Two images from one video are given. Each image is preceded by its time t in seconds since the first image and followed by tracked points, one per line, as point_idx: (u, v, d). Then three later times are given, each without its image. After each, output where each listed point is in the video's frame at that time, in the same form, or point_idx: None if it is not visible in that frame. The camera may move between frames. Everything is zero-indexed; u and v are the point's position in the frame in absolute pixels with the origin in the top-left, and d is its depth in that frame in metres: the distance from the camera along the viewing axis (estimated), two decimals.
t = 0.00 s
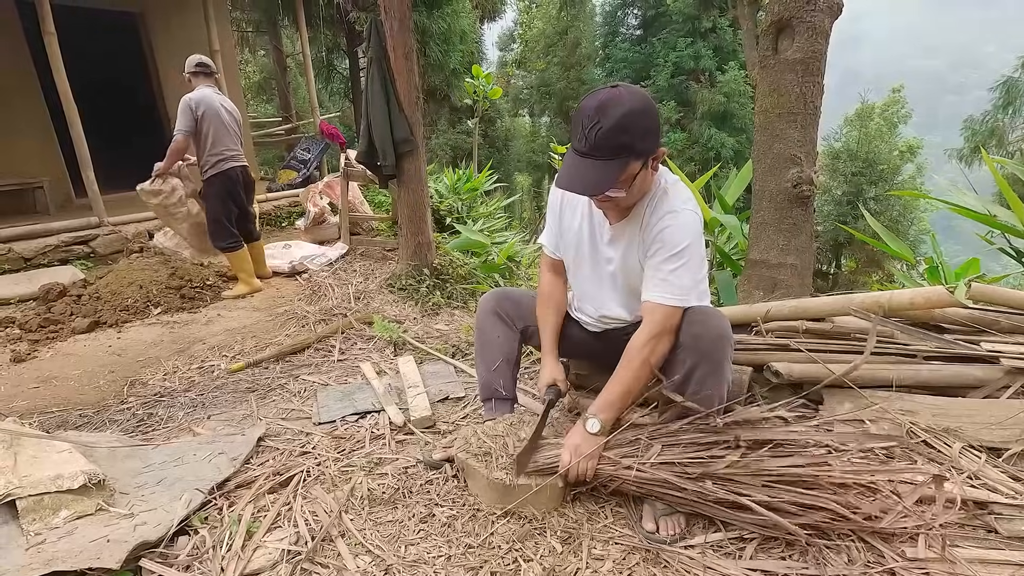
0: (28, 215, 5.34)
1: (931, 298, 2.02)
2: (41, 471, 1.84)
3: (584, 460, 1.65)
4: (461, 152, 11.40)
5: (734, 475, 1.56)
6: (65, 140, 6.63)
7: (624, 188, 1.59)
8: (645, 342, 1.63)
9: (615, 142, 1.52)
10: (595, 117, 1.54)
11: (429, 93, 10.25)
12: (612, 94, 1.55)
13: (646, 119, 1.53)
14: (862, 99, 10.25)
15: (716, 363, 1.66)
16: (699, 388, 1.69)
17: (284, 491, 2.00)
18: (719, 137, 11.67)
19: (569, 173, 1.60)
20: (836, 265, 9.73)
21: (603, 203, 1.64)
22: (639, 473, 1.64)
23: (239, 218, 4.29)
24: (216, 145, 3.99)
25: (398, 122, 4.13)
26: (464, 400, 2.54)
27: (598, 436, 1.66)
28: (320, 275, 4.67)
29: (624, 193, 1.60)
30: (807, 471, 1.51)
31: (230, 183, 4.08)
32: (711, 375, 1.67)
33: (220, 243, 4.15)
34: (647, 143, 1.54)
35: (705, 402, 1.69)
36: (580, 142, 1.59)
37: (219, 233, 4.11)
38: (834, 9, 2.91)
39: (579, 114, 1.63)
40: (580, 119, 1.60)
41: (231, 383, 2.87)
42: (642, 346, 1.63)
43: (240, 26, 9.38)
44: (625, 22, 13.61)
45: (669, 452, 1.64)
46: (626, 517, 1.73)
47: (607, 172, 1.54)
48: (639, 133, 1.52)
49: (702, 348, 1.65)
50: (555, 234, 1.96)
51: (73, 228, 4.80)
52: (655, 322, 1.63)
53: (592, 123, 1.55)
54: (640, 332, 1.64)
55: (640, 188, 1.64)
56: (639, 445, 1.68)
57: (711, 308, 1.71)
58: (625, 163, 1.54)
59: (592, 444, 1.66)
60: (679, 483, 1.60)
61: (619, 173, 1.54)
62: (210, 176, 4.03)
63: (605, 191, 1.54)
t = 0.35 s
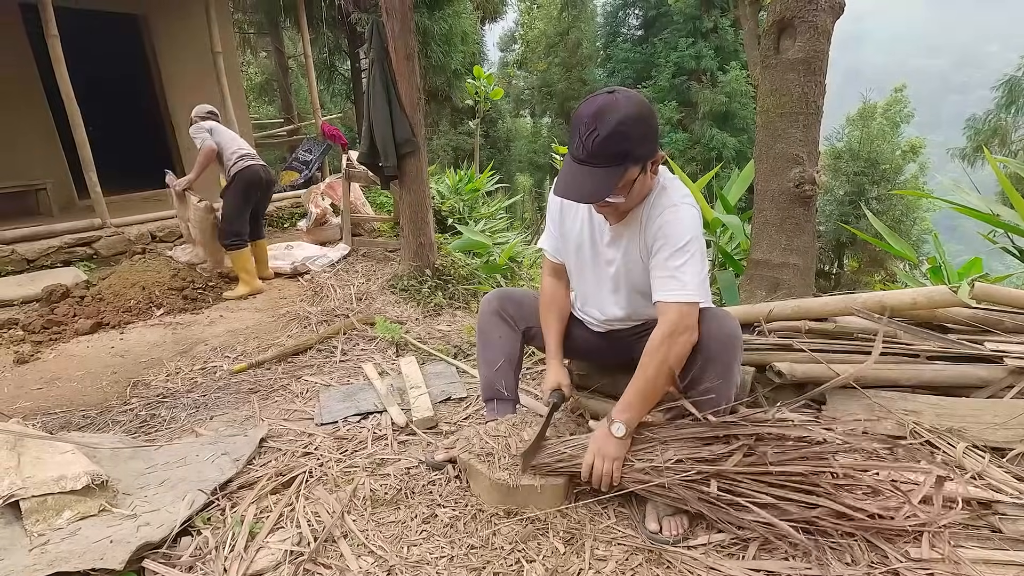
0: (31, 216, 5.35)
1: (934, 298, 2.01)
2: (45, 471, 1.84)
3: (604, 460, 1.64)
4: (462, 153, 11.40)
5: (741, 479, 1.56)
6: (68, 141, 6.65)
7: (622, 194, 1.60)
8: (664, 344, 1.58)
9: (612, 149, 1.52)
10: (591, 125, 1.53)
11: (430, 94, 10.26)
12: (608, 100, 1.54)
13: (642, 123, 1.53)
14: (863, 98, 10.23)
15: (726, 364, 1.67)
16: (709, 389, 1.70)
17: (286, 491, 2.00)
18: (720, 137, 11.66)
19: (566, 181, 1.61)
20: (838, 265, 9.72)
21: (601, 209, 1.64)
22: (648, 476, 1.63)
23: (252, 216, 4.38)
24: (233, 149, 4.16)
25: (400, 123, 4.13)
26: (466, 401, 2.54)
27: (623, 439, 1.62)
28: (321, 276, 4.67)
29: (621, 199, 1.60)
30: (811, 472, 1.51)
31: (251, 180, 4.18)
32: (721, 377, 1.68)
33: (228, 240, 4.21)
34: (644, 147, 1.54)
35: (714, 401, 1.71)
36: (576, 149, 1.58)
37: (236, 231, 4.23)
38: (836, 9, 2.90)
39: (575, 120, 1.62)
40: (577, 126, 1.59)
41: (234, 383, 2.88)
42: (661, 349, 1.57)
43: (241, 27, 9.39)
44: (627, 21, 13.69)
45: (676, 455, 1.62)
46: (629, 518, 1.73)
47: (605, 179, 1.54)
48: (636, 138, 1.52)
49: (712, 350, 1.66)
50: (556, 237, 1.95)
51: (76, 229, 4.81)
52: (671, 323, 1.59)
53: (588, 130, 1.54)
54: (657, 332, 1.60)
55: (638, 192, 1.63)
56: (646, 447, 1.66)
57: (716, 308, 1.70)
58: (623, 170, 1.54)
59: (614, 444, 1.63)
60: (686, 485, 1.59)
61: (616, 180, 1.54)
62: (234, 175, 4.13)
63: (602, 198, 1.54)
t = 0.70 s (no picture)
0: (32, 216, 5.37)
1: (933, 297, 2.02)
2: (47, 470, 1.85)
3: (603, 460, 1.65)
4: (462, 153, 11.40)
5: (739, 469, 1.56)
6: (68, 140, 6.66)
7: (637, 180, 1.58)
8: (648, 339, 1.63)
9: (632, 131, 1.52)
10: (613, 107, 1.54)
11: (430, 93, 10.27)
12: (631, 86, 1.56)
13: (663, 113, 1.54)
14: (863, 97, 10.23)
15: (722, 363, 1.68)
16: (706, 388, 1.70)
17: (287, 490, 2.00)
18: (720, 136, 11.66)
19: (583, 162, 1.60)
20: (837, 264, 9.73)
21: (613, 195, 1.63)
22: (648, 468, 1.63)
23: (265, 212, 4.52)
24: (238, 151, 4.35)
25: (400, 122, 4.14)
26: (466, 400, 2.55)
27: (619, 436, 1.66)
28: (322, 275, 4.68)
29: (636, 185, 1.59)
30: (807, 461, 1.52)
31: (266, 174, 4.35)
32: (718, 376, 1.69)
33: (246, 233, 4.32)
34: (662, 135, 1.55)
35: (713, 401, 1.72)
36: (596, 130, 1.59)
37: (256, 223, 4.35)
38: (835, 8, 2.91)
39: (595, 104, 1.62)
40: (597, 109, 1.60)
41: (235, 383, 2.88)
42: (641, 345, 1.62)
43: (241, 27, 9.40)
44: (627, 20, 13.68)
45: (672, 449, 1.64)
46: (628, 517, 1.73)
47: (623, 162, 1.54)
48: (656, 124, 1.53)
49: (706, 348, 1.67)
50: (563, 231, 1.96)
51: (77, 229, 4.81)
52: (655, 317, 1.64)
53: (610, 113, 1.55)
54: (641, 327, 1.65)
55: (651, 182, 1.64)
56: (645, 440, 1.68)
57: (715, 309, 1.71)
58: (640, 154, 1.54)
59: (613, 444, 1.65)
60: (683, 479, 1.60)
61: (634, 164, 1.54)
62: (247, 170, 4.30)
63: (619, 180, 1.54)
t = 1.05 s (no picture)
0: (30, 216, 5.36)
1: (933, 296, 2.01)
2: (43, 470, 1.85)
3: (597, 457, 1.64)
4: (461, 152, 11.40)
5: (733, 453, 1.57)
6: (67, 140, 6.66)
7: (641, 181, 1.58)
8: (644, 333, 1.63)
9: (637, 133, 1.51)
10: (618, 109, 1.54)
11: (429, 93, 10.26)
12: (636, 87, 1.55)
13: (668, 114, 1.53)
14: (863, 97, 10.21)
15: (721, 363, 1.68)
16: (702, 385, 1.71)
17: (285, 490, 2.00)
18: (720, 136, 11.66)
19: (587, 163, 1.59)
20: (837, 264, 9.74)
21: (617, 195, 1.62)
22: (643, 462, 1.62)
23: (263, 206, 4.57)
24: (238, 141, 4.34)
25: (399, 122, 4.13)
26: (465, 400, 2.55)
27: (611, 431, 1.65)
28: (321, 275, 4.68)
29: (640, 186, 1.58)
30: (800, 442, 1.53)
31: (265, 171, 4.42)
32: (715, 375, 1.69)
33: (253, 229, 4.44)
34: (667, 137, 1.55)
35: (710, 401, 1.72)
36: (600, 132, 1.58)
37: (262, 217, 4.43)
38: (835, 8, 2.90)
39: (599, 105, 1.62)
40: (601, 110, 1.59)
41: (233, 382, 2.88)
42: (636, 341, 1.62)
43: (240, 26, 9.39)
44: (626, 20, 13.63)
45: (665, 440, 1.63)
46: (627, 517, 1.73)
47: (627, 163, 1.53)
48: (661, 125, 1.52)
49: (706, 349, 1.67)
50: (563, 228, 1.95)
51: (76, 228, 4.81)
52: (650, 314, 1.63)
53: (615, 114, 1.54)
54: (637, 323, 1.65)
55: (655, 182, 1.63)
56: (639, 434, 1.68)
57: (716, 309, 1.71)
58: (645, 155, 1.53)
59: (604, 440, 1.64)
60: (680, 468, 1.59)
61: (639, 164, 1.54)
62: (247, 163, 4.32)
63: (624, 181, 1.54)
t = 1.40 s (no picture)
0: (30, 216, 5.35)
1: (934, 296, 2.00)
2: (41, 470, 1.84)
3: (599, 459, 1.63)
4: (461, 152, 11.40)
5: (736, 456, 1.56)
6: (66, 139, 6.65)
7: (641, 182, 1.58)
8: (643, 333, 1.62)
9: (635, 134, 1.51)
10: (617, 110, 1.53)
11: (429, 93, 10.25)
12: (635, 87, 1.54)
13: (668, 114, 1.53)
14: (863, 96, 10.19)
15: (724, 363, 1.67)
16: (705, 385, 1.70)
17: (285, 490, 1.99)
18: (720, 135, 11.65)
19: (586, 165, 1.59)
20: (837, 264, 9.74)
21: (617, 196, 1.62)
22: (645, 463, 1.62)
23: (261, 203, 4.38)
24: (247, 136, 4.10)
25: (399, 121, 4.12)
26: (465, 399, 2.54)
27: (612, 432, 1.64)
28: (320, 274, 4.67)
29: (640, 186, 1.58)
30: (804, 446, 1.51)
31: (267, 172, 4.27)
32: (718, 374, 1.68)
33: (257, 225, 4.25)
34: (667, 136, 1.54)
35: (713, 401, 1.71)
36: (599, 133, 1.57)
37: (271, 218, 4.26)
38: (836, 6, 2.89)
39: (599, 106, 1.61)
40: (600, 112, 1.59)
41: (232, 382, 2.87)
42: (635, 342, 1.61)
43: (240, 25, 9.37)
44: (626, 20, 13.65)
45: (668, 442, 1.62)
46: (628, 516, 1.72)
47: (627, 164, 1.53)
48: (660, 126, 1.51)
49: (709, 349, 1.65)
50: (563, 227, 1.95)
51: (76, 228, 4.80)
52: (650, 314, 1.62)
53: (614, 115, 1.53)
54: (637, 324, 1.63)
55: (655, 182, 1.62)
56: (641, 435, 1.67)
57: (717, 309, 1.70)
58: (644, 156, 1.52)
59: (607, 442, 1.63)
60: (681, 471, 1.59)
61: (638, 166, 1.53)
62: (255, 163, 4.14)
63: (624, 182, 1.53)
